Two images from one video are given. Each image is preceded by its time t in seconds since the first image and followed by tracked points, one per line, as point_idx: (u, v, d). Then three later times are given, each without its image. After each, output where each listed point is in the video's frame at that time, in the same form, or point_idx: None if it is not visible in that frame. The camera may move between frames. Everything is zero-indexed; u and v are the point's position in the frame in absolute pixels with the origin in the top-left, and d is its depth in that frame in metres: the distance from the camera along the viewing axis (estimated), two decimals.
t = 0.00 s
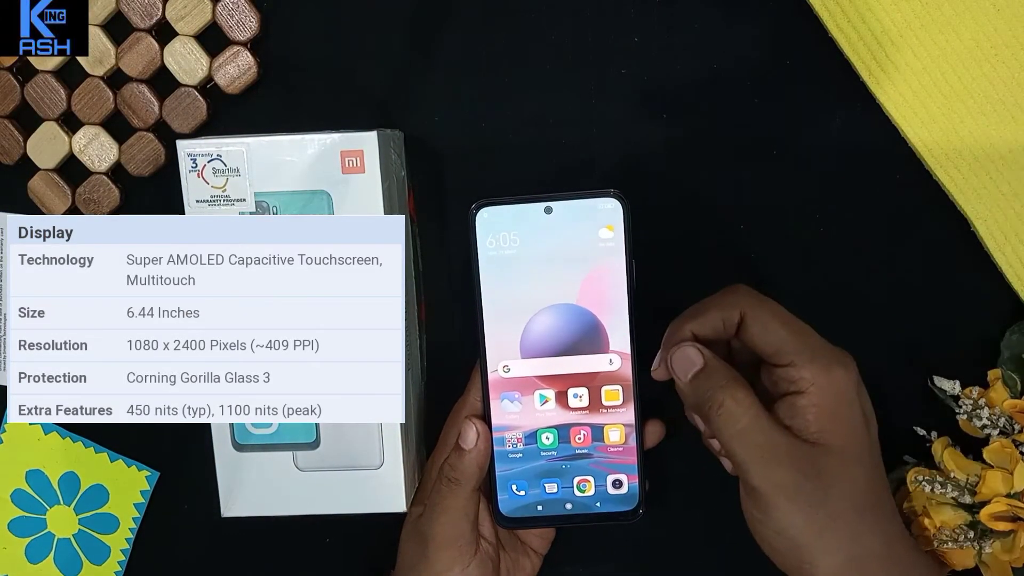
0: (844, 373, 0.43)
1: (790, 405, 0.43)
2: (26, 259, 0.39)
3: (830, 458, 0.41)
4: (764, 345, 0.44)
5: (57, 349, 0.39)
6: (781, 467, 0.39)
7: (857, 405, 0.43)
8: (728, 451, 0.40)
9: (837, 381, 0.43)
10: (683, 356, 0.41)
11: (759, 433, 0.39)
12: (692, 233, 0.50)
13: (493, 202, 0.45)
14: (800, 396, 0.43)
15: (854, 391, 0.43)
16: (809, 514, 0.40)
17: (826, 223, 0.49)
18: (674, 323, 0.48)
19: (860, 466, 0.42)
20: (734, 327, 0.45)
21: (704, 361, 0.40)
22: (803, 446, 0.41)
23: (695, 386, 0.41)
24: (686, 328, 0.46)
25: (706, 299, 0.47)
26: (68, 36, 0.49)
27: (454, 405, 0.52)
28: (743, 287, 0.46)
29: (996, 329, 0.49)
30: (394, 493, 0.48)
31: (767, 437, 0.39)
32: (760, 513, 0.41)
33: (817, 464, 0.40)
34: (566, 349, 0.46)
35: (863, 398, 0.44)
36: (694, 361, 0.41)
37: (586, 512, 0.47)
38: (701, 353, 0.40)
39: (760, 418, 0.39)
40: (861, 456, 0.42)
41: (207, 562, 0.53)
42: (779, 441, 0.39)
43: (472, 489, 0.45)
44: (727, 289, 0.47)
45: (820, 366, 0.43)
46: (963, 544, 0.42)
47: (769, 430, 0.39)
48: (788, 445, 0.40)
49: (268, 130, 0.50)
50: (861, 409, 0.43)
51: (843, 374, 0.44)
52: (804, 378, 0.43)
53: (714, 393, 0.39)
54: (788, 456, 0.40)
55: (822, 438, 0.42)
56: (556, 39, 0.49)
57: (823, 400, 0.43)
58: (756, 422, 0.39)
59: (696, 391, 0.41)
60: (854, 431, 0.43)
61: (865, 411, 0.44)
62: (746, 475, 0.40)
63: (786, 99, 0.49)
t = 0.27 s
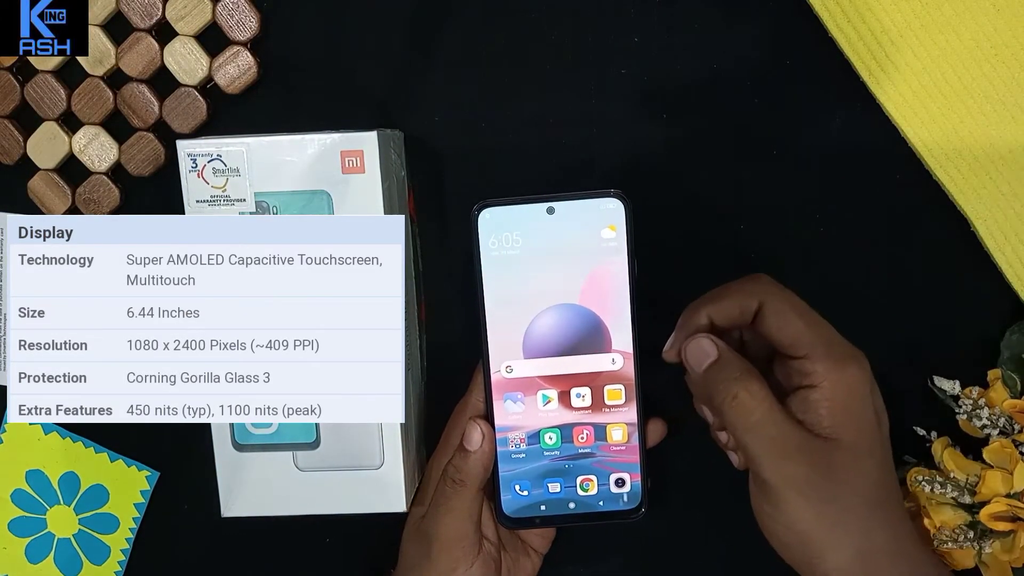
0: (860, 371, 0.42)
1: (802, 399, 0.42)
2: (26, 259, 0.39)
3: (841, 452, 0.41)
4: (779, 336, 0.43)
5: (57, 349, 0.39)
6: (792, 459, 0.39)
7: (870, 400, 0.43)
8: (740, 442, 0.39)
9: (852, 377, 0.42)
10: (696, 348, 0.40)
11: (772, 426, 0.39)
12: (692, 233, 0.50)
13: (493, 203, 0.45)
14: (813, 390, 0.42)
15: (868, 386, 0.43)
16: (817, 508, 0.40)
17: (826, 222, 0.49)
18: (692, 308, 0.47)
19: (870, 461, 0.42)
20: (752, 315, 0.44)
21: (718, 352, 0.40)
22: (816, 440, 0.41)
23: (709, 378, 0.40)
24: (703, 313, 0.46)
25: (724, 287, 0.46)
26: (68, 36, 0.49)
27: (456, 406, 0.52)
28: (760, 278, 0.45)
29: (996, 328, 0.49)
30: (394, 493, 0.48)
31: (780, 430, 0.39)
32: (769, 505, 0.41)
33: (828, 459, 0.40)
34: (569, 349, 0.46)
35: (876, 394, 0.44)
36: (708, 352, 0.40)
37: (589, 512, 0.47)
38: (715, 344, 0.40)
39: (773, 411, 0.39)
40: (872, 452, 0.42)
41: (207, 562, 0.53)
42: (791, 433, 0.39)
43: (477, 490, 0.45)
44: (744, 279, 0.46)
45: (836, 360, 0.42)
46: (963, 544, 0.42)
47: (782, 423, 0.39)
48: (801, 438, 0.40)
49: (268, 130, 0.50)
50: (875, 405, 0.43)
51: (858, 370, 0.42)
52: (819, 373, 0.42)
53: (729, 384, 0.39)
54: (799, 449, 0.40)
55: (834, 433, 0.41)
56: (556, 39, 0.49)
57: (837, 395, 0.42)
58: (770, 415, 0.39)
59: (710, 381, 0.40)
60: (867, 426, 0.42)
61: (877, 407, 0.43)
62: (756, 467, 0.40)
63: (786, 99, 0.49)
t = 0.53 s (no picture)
0: (863, 382, 0.45)
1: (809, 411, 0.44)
2: (26, 259, 0.39)
3: (850, 467, 0.41)
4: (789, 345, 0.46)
5: (57, 349, 0.39)
6: (801, 474, 0.40)
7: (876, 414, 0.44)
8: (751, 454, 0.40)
9: (858, 389, 0.44)
10: (707, 354, 0.39)
11: (784, 440, 0.39)
12: (692, 233, 0.50)
13: (492, 203, 0.45)
14: (819, 402, 0.44)
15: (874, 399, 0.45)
16: (824, 523, 0.40)
17: (826, 223, 0.49)
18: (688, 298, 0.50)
19: (878, 476, 0.42)
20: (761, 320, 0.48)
21: (731, 363, 0.39)
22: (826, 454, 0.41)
23: (721, 387, 0.40)
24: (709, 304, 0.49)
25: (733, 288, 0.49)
26: (68, 36, 0.49)
27: (454, 407, 0.52)
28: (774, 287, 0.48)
29: (996, 328, 0.49)
30: (394, 493, 0.48)
31: (792, 444, 0.40)
32: (774, 518, 0.42)
33: (837, 473, 0.41)
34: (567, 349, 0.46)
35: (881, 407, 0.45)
36: (721, 363, 0.39)
37: (587, 512, 0.47)
38: (729, 354, 0.39)
39: (786, 423, 0.39)
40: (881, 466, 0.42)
41: (207, 562, 0.53)
42: (803, 448, 0.40)
43: (474, 491, 0.45)
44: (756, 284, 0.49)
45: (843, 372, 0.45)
46: (962, 544, 0.42)
47: (795, 437, 0.40)
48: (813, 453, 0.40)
49: (268, 130, 0.50)
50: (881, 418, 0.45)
51: (862, 383, 0.45)
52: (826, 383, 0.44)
53: (743, 396, 0.39)
54: (810, 464, 0.40)
55: (842, 447, 0.42)
56: (556, 39, 0.49)
57: (845, 407, 0.43)
58: (783, 429, 0.39)
59: (721, 391, 0.40)
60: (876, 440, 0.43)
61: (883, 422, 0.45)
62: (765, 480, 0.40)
63: (786, 99, 0.49)
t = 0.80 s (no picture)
0: (860, 406, 0.43)
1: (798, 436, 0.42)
2: (26, 259, 0.39)
3: (836, 492, 0.41)
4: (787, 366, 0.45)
5: (57, 349, 0.39)
6: (784, 496, 0.40)
7: (869, 438, 0.43)
8: (737, 472, 0.41)
9: (853, 413, 0.42)
10: (704, 371, 0.42)
11: (771, 463, 0.40)
12: (692, 233, 0.50)
13: (492, 203, 0.45)
14: (809, 426, 0.42)
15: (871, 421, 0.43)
16: (802, 546, 0.41)
17: (825, 223, 0.49)
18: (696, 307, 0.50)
19: (868, 501, 0.41)
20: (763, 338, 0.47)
21: (725, 380, 0.41)
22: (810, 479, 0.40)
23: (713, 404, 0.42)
24: (711, 320, 0.49)
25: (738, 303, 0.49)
26: (68, 36, 0.49)
27: (454, 408, 0.52)
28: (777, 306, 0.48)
29: (996, 329, 0.49)
30: (394, 493, 0.48)
31: (777, 466, 0.40)
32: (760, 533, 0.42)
33: (822, 498, 0.40)
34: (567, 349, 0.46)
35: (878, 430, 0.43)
36: (715, 380, 0.41)
37: (587, 513, 0.47)
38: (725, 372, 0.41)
39: (773, 446, 0.40)
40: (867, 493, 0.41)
41: (207, 562, 0.53)
42: (788, 471, 0.40)
43: (474, 492, 0.46)
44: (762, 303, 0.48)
45: (837, 395, 0.43)
46: (962, 544, 0.43)
47: (780, 459, 0.40)
48: (797, 476, 0.40)
49: (269, 130, 0.50)
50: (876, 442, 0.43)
51: (858, 405, 0.43)
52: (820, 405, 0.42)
53: (731, 415, 0.41)
54: (793, 488, 0.40)
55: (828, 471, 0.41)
56: (556, 39, 0.49)
57: (837, 430, 0.42)
58: (767, 451, 0.40)
59: (713, 407, 0.42)
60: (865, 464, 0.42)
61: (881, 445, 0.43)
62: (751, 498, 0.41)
63: (786, 99, 0.49)
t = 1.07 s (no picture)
0: (837, 453, 0.42)
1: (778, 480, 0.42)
2: (26, 259, 0.39)
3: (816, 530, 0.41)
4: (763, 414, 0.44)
5: (57, 349, 0.39)
6: (763, 536, 0.41)
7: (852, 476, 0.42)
8: (718, 509, 0.42)
9: (830, 460, 0.42)
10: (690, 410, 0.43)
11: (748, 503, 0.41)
12: (692, 233, 0.50)
13: (492, 203, 0.45)
14: (790, 469, 0.42)
15: (851, 466, 0.42)
16: None
17: (825, 223, 0.49)
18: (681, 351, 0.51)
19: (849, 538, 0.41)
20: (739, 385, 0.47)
21: (709, 420, 0.42)
22: (790, 522, 0.41)
23: (698, 443, 0.43)
24: (691, 365, 0.50)
25: (716, 348, 0.49)
26: (68, 36, 0.49)
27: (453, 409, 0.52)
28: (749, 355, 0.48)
29: (996, 329, 0.49)
30: (394, 494, 0.48)
31: (756, 506, 0.41)
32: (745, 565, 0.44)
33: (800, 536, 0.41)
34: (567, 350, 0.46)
35: (858, 473, 0.43)
36: (700, 419, 0.43)
37: (586, 513, 0.47)
38: (710, 412, 0.42)
39: (750, 485, 0.41)
40: (849, 537, 0.41)
41: (207, 562, 0.53)
42: (767, 512, 0.41)
43: (474, 492, 0.46)
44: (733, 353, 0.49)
45: (812, 443, 0.42)
46: (962, 544, 0.42)
47: (759, 499, 0.41)
48: (776, 518, 0.41)
49: (269, 130, 0.50)
50: (858, 486, 0.42)
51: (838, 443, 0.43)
52: (798, 452, 0.42)
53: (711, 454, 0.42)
54: (772, 529, 0.41)
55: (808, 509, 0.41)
56: (556, 39, 0.49)
57: (816, 476, 0.41)
58: (745, 493, 0.40)
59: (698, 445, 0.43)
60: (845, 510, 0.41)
61: (864, 488, 0.43)
62: (733, 535, 0.42)
63: (786, 99, 0.49)
